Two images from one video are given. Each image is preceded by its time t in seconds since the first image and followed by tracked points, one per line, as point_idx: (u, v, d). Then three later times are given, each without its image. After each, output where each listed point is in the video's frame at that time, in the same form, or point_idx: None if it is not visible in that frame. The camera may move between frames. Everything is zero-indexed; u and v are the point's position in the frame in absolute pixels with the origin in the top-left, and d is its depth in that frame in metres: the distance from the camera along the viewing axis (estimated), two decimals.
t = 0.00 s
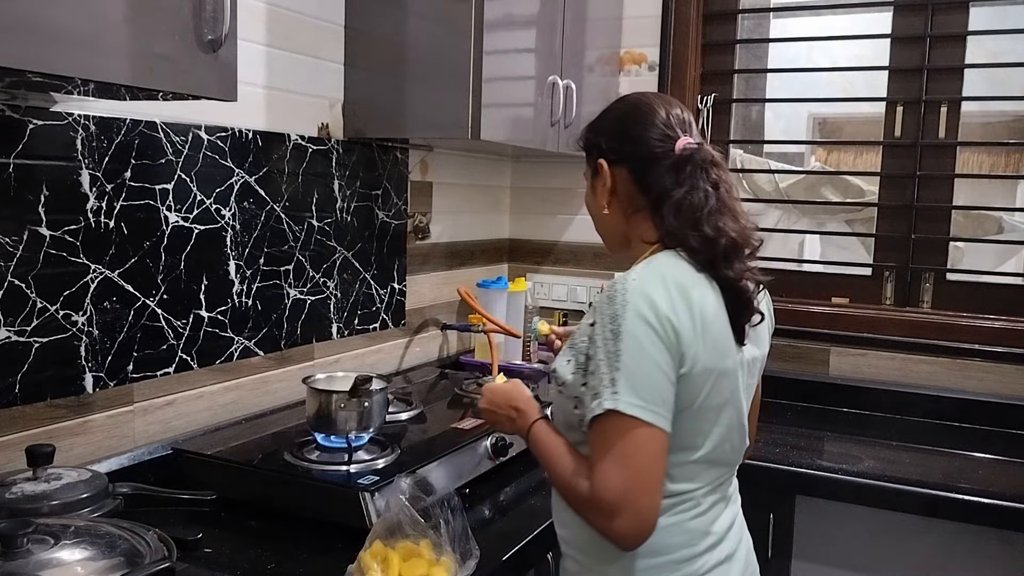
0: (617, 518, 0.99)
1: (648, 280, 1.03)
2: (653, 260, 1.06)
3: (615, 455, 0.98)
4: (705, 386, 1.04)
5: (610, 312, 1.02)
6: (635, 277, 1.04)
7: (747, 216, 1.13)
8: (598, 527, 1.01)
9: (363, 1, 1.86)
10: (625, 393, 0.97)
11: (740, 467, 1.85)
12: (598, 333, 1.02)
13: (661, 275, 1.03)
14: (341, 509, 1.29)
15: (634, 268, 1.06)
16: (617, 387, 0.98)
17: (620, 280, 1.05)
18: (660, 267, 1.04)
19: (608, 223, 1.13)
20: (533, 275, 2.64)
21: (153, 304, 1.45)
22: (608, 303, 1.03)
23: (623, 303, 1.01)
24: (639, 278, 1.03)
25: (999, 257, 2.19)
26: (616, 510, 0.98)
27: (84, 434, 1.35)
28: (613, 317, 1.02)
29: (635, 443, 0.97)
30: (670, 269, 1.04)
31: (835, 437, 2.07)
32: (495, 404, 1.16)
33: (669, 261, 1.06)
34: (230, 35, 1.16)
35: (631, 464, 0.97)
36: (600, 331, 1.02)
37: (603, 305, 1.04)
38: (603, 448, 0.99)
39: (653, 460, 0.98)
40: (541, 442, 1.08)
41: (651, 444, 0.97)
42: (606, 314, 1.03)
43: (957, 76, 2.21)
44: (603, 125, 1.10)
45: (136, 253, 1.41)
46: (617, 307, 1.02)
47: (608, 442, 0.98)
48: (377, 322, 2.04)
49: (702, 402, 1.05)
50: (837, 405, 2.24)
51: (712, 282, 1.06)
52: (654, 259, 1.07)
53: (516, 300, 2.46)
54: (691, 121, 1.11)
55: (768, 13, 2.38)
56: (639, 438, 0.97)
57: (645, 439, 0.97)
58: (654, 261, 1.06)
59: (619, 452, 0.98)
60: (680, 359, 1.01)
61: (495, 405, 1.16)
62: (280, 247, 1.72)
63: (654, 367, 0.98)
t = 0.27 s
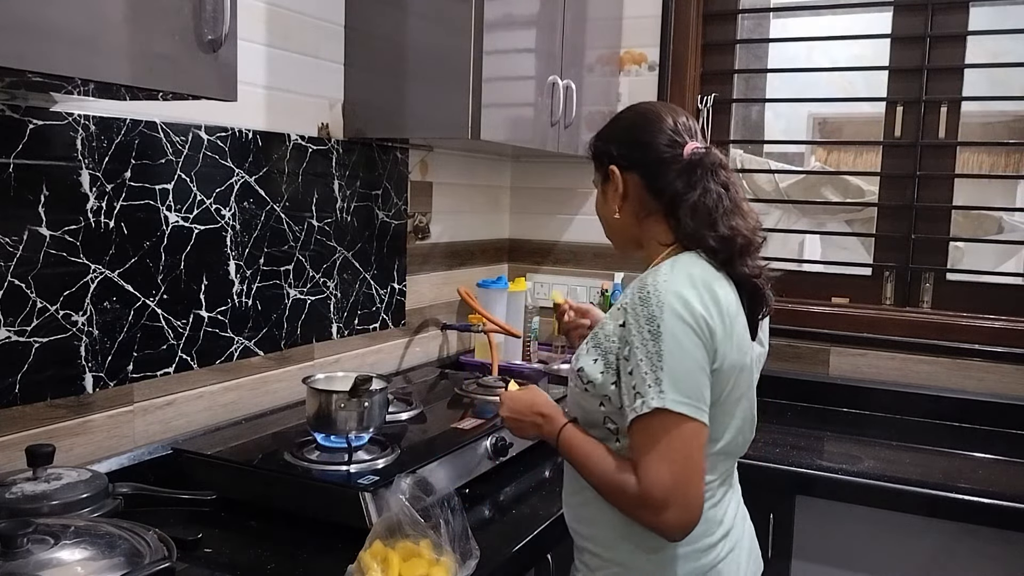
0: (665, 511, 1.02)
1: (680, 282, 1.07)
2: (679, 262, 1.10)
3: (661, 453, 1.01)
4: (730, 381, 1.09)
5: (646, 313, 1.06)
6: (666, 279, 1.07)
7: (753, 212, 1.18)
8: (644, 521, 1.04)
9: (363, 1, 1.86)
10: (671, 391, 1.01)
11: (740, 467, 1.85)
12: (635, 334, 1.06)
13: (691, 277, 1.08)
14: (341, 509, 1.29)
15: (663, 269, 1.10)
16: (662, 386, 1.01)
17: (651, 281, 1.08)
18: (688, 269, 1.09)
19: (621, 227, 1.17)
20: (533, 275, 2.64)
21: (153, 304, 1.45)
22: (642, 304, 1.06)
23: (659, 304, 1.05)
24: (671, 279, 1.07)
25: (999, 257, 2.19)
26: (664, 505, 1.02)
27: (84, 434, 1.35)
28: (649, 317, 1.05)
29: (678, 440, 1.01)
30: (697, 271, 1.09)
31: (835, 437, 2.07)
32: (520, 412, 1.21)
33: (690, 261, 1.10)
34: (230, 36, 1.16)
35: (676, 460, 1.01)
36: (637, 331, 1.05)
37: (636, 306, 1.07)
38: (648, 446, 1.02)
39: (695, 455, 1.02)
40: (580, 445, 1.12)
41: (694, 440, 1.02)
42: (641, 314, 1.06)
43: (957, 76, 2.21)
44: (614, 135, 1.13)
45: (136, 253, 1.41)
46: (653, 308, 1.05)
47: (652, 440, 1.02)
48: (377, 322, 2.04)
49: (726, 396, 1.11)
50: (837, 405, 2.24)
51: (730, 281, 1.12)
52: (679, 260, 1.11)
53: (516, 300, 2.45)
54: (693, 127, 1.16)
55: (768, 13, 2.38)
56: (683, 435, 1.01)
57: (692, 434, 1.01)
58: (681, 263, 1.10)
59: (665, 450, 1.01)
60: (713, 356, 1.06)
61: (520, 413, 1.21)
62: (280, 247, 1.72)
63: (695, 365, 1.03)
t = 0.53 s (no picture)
0: (676, 501, 1.05)
1: (698, 279, 1.11)
2: (695, 259, 1.15)
3: (675, 442, 1.05)
4: (740, 377, 1.14)
5: (666, 306, 1.10)
6: (684, 275, 1.12)
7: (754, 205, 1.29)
8: (655, 510, 1.07)
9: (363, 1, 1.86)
10: (690, 381, 1.05)
11: (740, 467, 1.86)
12: (654, 327, 1.10)
13: (708, 274, 1.12)
14: (341, 509, 1.29)
15: (679, 267, 1.14)
16: (681, 376, 1.05)
17: (670, 277, 1.12)
18: (704, 267, 1.13)
19: (637, 225, 1.23)
20: (533, 274, 2.64)
21: (153, 304, 1.45)
22: (662, 298, 1.11)
23: (679, 298, 1.09)
24: (689, 276, 1.12)
25: (999, 257, 2.19)
26: (676, 493, 1.05)
27: (84, 434, 1.35)
28: (670, 310, 1.09)
29: (693, 431, 1.05)
30: (713, 270, 1.13)
31: (835, 437, 2.07)
32: (524, 404, 1.25)
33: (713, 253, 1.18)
34: (230, 36, 1.16)
35: (690, 450, 1.04)
36: (657, 324, 1.09)
37: (656, 300, 1.11)
38: (663, 436, 1.06)
39: (708, 446, 1.05)
40: (586, 436, 1.15)
41: (708, 431, 1.05)
42: (660, 308, 1.10)
43: (957, 76, 2.21)
44: (628, 137, 1.19)
45: (136, 253, 1.41)
46: (673, 302, 1.10)
47: (667, 431, 1.06)
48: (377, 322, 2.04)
49: (736, 392, 1.15)
50: (837, 405, 2.24)
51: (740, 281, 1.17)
52: (695, 258, 1.15)
53: (516, 300, 2.45)
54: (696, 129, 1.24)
55: (768, 13, 2.38)
56: (697, 426, 1.05)
57: (704, 425, 1.05)
58: (697, 261, 1.14)
59: (679, 440, 1.05)
60: (727, 351, 1.10)
61: (526, 405, 1.24)
62: (280, 247, 1.72)
63: (712, 358, 1.07)
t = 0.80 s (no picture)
0: (720, 496, 1.08)
1: (722, 277, 1.15)
2: (714, 258, 1.19)
3: (718, 438, 1.08)
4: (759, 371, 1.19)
5: (696, 303, 1.13)
6: (709, 273, 1.16)
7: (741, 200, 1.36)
8: (696, 506, 1.10)
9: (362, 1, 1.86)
10: (729, 376, 1.08)
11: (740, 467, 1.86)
12: (687, 324, 1.13)
13: (730, 272, 1.17)
14: (341, 509, 1.29)
15: (700, 264, 1.18)
16: (722, 372, 1.08)
17: (695, 275, 1.16)
18: (725, 265, 1.18)
19: (642, 227, 1.23)
20: (533, 275, 2.64)
21: (153, 304, 1.45)
22: (692, 296, 1.14)
23: (709, 295, 1.13)
24: (713, 274, 1.15)
25: (999, 257, 2.19)
26: (721, 488, 1.08)
27: (84, 434, 1.35)
28: (702, 307, 1.13)
29: (733, 426, 1.08)
30: (732, 267, 1.18)
31: (835, 437, 2.07)
32: (542, 415, 1.24)
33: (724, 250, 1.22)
34: (230, 36, 1.16)
35: (732, 445, 1.08)
36: (689, 321, 1.13)
37: (686, 298, 1.14)
38: (705, 433, 1.09)
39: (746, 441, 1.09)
40: (616, 439, 1.16)
41: (746, 425, 1.09)
42: (691, 306, 1.14)
43: (957, 76, 2.21)
44: (631, 140, 1.20)
45: (136, 253, 1.41)
46: (703, 299, 1.13)
47: (708, 427, 1.09)
48: (377, 322, 2.04)
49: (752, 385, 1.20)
50: (837, 405, 2.24)
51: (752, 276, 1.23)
52: (712, 256, 1.20)
53: (516, 300, 2.45)
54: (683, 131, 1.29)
55: (768, 13, 2.38)
56: (737, 421, 1.08)
57: (743, 420, 1.09)
58: (716, 259, 1.19)
59: (722, 435, 1.08)
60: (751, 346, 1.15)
61: (543, 415, 1.24)
62: (280, 247, 1.72)
63: (745, 352, 1.11)
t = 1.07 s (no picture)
0: (742, 488, 1.11)
1: (736, 272, 1.18)
2: (724, 254, 1.22)
3: (742, 431, 1.11)
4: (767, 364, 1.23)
5: (714, 298, 1.16)
6: (725, 269, 1.18)
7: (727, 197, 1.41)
8: (722, 499, 1.12)
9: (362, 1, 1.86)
10: (752, 369, 1.11)
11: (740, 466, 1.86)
12: (707, 320, 1.15)
13: (742, 267, 1.20)
14: (341, 509, 1.29)
15: (712, 261, 1.20)
16: (744, 365, 1.11)
17: (711, 270, 1.18)
18: (736, 262, 1.21)
19: (651, 229, 1.24)
20: (533, 274, 2.64)
21: (153, 304, 1.45)
22: (709, 291, 1.16)
23: (727, 290, 1.16)
24: (728, 270, 1.18)
25: (999, 257, 2.19)
26: (746, 480, 1.11)
27: (84, 434, 1.35)
28: (720, 302, 1.15)
29: (755, 419, 1.11)
30: (743, 263, 1.21)
31: (835, 437, 2.07)
32: (553, 414, 1.25)
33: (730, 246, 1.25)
34: (230, 36, 1.16)
35: (754, 437, 1.11)
36: (708, 316, 1.15)
37: (703, 293, 1.17)
38: (729, 426, 1.11)
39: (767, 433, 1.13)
40: (636, 436, 1.18)
41: (767, 417, 1.13)
42: (709, 301, 1.16)
43: (957, 76, 2.21)
44: (635, 143, 1.21)
45: (135, 253, 1.41)
46: (721, 294, 1.16)
47: (732, 421, 1.12)
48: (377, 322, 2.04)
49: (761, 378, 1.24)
50: (837, 405, 2.24)
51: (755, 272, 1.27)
52: (722, 251, 1.22)
53: (516, 301, 2.46)
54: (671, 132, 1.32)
55: (768, 13, 2.38)
56: (759, 413, 1.12)
57: (764, 412, 1.12)
58: (726, 255, 1.22)
59: (745, 428, 1.11)
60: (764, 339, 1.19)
61: (555, 415, 1.25)
62: (280, 247, 1.72)
63: (763, 345, 1.15)
